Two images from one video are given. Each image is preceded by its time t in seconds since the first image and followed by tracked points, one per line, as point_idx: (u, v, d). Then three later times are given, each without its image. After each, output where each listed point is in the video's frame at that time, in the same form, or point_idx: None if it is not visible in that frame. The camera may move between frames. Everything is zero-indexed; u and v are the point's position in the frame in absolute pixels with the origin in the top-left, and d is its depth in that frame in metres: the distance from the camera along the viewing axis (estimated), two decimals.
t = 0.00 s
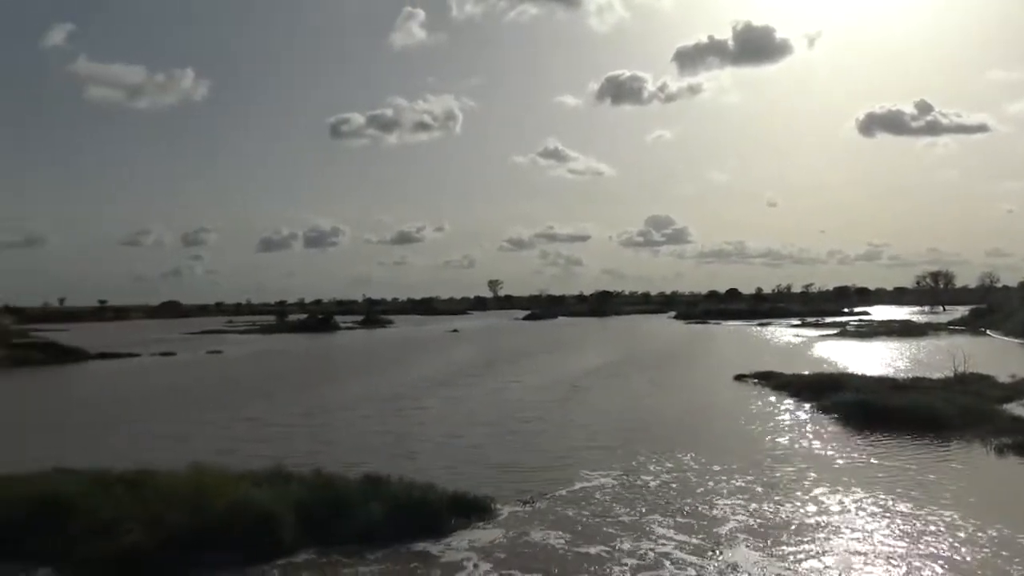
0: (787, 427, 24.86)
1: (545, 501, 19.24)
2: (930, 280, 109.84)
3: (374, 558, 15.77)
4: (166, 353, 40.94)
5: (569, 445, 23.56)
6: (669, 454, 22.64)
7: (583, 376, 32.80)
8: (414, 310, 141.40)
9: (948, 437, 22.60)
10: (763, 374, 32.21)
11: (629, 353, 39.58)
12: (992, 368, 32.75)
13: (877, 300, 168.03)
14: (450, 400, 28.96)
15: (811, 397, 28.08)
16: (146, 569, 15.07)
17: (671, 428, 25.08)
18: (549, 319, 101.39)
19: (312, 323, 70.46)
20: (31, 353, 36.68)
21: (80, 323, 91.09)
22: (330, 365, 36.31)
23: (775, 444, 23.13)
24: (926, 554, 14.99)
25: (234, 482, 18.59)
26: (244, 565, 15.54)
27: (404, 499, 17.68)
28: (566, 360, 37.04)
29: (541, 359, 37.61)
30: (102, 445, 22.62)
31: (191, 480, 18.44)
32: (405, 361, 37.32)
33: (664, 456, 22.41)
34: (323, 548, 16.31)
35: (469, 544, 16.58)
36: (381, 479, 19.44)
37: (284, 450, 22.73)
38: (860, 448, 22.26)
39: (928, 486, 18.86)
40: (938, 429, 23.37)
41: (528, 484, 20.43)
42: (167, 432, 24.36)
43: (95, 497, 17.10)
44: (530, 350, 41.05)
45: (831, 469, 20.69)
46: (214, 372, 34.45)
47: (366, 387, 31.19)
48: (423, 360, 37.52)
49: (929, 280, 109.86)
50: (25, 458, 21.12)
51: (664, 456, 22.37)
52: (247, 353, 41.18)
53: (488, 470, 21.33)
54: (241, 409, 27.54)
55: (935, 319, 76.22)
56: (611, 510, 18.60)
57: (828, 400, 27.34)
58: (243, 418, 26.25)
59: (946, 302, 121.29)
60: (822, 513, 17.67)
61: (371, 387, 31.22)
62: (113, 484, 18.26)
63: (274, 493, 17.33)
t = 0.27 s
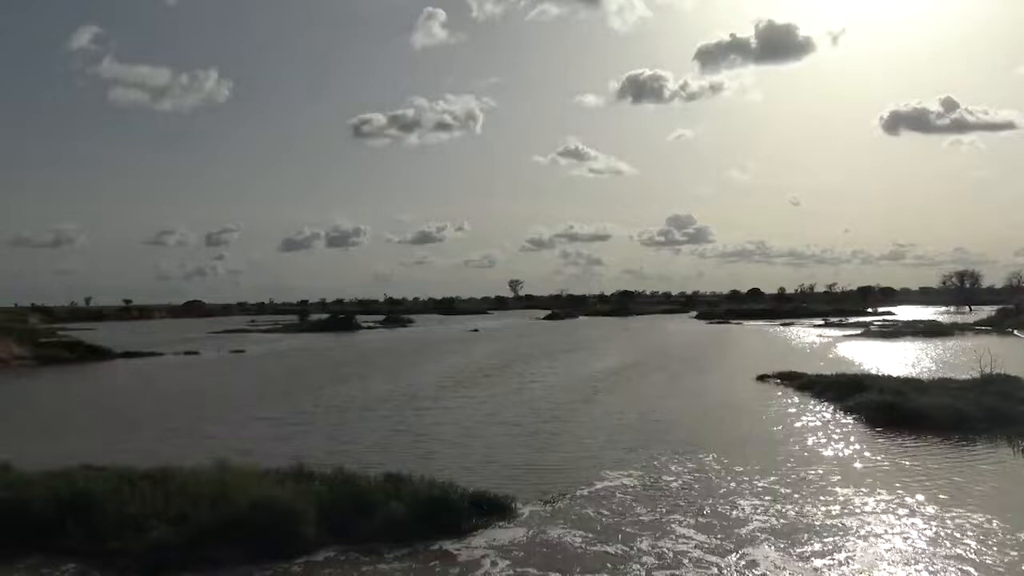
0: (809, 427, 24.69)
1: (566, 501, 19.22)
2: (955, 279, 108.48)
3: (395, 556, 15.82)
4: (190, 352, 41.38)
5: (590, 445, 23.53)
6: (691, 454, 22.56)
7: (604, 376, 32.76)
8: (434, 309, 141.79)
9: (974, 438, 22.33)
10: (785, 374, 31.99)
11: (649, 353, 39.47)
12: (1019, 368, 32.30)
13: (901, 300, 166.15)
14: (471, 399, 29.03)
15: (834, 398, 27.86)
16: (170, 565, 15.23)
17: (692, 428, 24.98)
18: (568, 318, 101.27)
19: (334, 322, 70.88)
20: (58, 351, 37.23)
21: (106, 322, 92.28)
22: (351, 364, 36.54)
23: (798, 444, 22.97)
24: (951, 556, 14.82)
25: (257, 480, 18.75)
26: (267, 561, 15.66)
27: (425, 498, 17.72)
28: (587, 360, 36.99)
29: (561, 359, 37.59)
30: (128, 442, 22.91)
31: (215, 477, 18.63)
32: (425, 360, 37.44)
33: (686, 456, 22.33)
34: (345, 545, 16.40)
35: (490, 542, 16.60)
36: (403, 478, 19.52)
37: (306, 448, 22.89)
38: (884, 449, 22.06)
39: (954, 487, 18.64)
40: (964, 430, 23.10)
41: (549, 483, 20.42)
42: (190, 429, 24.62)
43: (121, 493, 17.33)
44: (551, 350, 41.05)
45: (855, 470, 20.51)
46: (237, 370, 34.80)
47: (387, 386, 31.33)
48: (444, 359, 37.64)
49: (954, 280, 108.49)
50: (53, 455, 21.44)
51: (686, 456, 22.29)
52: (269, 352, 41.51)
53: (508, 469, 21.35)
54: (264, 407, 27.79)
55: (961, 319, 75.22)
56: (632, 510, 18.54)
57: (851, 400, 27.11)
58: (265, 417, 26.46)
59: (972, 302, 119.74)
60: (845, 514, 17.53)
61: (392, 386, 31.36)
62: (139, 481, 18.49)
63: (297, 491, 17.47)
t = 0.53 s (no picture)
0: (829, 427, 24.52)
1: (584, 500, 19.19)
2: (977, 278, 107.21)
3: (413, 555, 15.85)
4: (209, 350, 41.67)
5: (608, 444, 23.48)
6: (709, 454, 22.46)
7: (622, 376, 32.66)
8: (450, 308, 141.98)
9: (997, 439, 22.08)
10: (805, 373, 31.77)
11: (667, 352, 39.32)
12: None
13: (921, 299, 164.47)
14: (488, 399, 29.05)
15: (854, 398, 27.63)
16: (191, 563, 15.35)
17: (711, 428, 24.86)
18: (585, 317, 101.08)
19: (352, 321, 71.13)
20: (79, 351, 37.65)
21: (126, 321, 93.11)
22: (369, 363, 36.67)
23: (818, 445, 22.81)
24: (972, 557, 14.69)
25: (276, 478, 18.85)
26: (286, 559, 15.73)
27: (443, 497, 17.73)
28: (604, 359, 36.92)
29: (578, 358, 37.53)
30: (149, 441, 23.10)
31: (234, 476, 18.74)
32: (443, 359, 37.49)
33: (704, 456, 22.24)
34: (363, 544, 16.46)
35: (508, 541, 16.59)
36: (421, 477, 19.55)
37: (325, 447, 22.99)
38: (905, 449, 21.86)
39: (977, 488, 18.44)
40: (987, 430, 22.83)
41: (567, 483, 20.38)
42: (210, 428, 24.79)
43: (142, 491, 17.47)
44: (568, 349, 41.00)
45: (875, 471, 20.34)
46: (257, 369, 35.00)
47: (405, 385, 31.40)
48: (461, 359, 37.66)
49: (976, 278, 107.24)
50: (75, 454, 21.65)
51: (705, 456, 22.19)
52: (287, 351, 41.71)
53: (526, 469, 21.34)
54: (284, 406, 27.94)
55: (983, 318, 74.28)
56: (650, 509, 18.48)
57: (872, 400, 26.88)
58: (284, 416, 26.60)
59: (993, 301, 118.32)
60: (865, 514, 17.40)
61: (410, 385, 31.42)
62: (159, 480, 18.65)
63: (316, 489, 17.55)
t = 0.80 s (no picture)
0: (847, 427, 24.31)
1: (600, 500, 19.12)
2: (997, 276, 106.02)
3: (430, 555, 15.85)
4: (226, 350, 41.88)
5: (624, 444, 23.38)
6: (726, 453, 22.33)
7: (637, 375, 32.54)
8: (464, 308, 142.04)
9: (1018, 439, 21.81)
10: (822, 373, 31.54)
11: (682, 352, 39.14)
12: None
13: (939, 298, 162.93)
14: (503, 398, 29.03)
15: (873, 398, 27.39)
16: (208, 561, 15.42)
17: (728, 428, 24.71)
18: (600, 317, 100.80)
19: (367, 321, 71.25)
20: (98, 350, 37.96)
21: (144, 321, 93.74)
22: (384, 363, 36.73)
23: (836, 445, 22.62)
24: (993, 558, 14.53)
25: (292, 477, 18.90)
26: (303, 558, 15.78)
27: (459, 496, 17.72)
28: (619, 358, 36.79)
29: (594, 358, 37.42)
30: (167, 440, 23.24)
31: (251, 475, 18.81)
32: (458, 359, 37.49)
33: (721, 456, 22.10)
34: (379, 543, 16.47)
35: (524, 541, 16.56)
36: (437, 476, 19.54)
37: (340, 446, 23.05)
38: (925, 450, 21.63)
39: (998, 488, 18.22)
40: (1008, 430, 22.56)
41: (583, 482, 20.32)
42: (227, 427, 24.89)
43: (160, 490, 17.56)
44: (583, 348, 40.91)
45: (895, 471, 20.13)
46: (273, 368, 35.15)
47: (420, 385, 31.41)
48: (476, 358, 37.65)
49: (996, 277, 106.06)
50: (94, 453, 21.82)
51: (722, 456, 22.06)
52: (302, 351, 41.83)
53: (541, 469, 21.29)
54: (300, 405, 28.02)
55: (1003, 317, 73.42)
56: (667, 509, 18.38)
57: (891, 400, 26.63)
58: (299, 415, 26.68)
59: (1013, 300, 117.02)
60: (885, 514, 17.24)
61: (425, 385, 31.43)
62: (177, 479, 18.73)
63: (332, 489, 17.57)
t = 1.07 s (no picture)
0: (867, 427, 24.10)
1: (617, 499, 19.05)
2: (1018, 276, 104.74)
3: (446, 556, 15.83)
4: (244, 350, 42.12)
5: (642, 444, 23.29)
6: (745, 453, 22.19)
7: (654, 375, 32.41)
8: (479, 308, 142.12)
9: None
10: (842, 373, 31.29)
11: (700, 352, 38.95)
12: None
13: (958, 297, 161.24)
14: (520, 398, 29.00)
15: (893, 398, 27.14)
16: (227, 560, 15.50)
17: (746, 428, 24.58)
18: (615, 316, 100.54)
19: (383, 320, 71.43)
20: (118, 351, 38.43)
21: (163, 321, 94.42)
22: (401, 362, 36.80)
23: (857, 445, 22.41)
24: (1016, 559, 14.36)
25: (311, 476, 18.96)
26: (321, 557, 15.83)
27: (477, 496, 17.70)
28: (636, 358, 36.67)
29: (610, 357, 37.31)
30: (187, 439, 23.39)
31: (270, 474, 18.89)
32: (474, 359, 37.50)
33: (740, 456, 21.97)
34: (397, 542, 16.49)
35: (542, 540, 16.53)
36: (454, 476, 19.55)
37: (358, 446, 23.10)
38: (947, 450, 21.39)
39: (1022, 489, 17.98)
40: None
41: (601, 482, 20.25)
42: (245, 426, 25.00)
43: (179, 489, 17.67)
44: (599, 348, 40.83)
45: (916, 472, 19.92)
46: (290, 368, 35.30)
47: (437, 384, 31.44)
48: (492, 358, 37.64)
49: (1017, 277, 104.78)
50: (115, 452, 22.00)
51: (740, 456, 21.93)
52: (319, 351, 41.98)
53: (559, 469, 21.24)
54: (317, 405, 28.12)
55: None
56: (684, 509, 18.29)
57: (911, 400, 26.37)
58: (317, 414, 26.78)
59: None
60: (905, 515, 17.09)
61: (441, 385, 31.46)
62: (195, 477, 18.83)
63: (350, 488, 17.60)
